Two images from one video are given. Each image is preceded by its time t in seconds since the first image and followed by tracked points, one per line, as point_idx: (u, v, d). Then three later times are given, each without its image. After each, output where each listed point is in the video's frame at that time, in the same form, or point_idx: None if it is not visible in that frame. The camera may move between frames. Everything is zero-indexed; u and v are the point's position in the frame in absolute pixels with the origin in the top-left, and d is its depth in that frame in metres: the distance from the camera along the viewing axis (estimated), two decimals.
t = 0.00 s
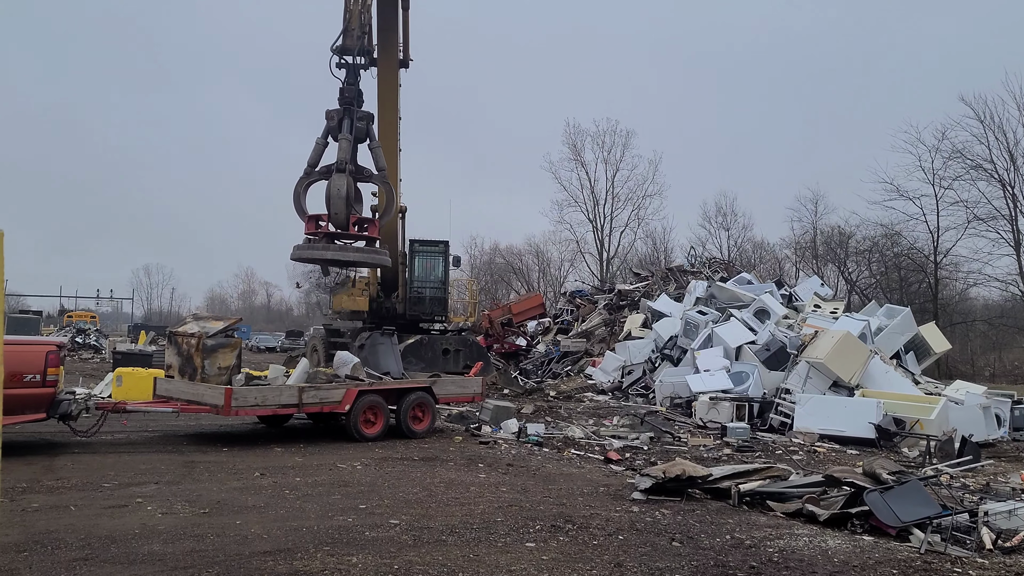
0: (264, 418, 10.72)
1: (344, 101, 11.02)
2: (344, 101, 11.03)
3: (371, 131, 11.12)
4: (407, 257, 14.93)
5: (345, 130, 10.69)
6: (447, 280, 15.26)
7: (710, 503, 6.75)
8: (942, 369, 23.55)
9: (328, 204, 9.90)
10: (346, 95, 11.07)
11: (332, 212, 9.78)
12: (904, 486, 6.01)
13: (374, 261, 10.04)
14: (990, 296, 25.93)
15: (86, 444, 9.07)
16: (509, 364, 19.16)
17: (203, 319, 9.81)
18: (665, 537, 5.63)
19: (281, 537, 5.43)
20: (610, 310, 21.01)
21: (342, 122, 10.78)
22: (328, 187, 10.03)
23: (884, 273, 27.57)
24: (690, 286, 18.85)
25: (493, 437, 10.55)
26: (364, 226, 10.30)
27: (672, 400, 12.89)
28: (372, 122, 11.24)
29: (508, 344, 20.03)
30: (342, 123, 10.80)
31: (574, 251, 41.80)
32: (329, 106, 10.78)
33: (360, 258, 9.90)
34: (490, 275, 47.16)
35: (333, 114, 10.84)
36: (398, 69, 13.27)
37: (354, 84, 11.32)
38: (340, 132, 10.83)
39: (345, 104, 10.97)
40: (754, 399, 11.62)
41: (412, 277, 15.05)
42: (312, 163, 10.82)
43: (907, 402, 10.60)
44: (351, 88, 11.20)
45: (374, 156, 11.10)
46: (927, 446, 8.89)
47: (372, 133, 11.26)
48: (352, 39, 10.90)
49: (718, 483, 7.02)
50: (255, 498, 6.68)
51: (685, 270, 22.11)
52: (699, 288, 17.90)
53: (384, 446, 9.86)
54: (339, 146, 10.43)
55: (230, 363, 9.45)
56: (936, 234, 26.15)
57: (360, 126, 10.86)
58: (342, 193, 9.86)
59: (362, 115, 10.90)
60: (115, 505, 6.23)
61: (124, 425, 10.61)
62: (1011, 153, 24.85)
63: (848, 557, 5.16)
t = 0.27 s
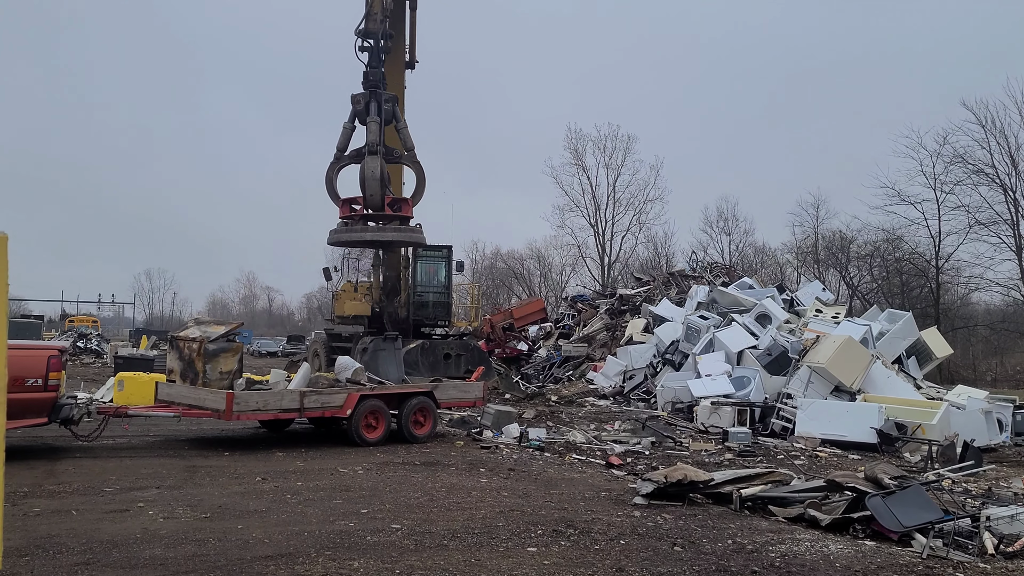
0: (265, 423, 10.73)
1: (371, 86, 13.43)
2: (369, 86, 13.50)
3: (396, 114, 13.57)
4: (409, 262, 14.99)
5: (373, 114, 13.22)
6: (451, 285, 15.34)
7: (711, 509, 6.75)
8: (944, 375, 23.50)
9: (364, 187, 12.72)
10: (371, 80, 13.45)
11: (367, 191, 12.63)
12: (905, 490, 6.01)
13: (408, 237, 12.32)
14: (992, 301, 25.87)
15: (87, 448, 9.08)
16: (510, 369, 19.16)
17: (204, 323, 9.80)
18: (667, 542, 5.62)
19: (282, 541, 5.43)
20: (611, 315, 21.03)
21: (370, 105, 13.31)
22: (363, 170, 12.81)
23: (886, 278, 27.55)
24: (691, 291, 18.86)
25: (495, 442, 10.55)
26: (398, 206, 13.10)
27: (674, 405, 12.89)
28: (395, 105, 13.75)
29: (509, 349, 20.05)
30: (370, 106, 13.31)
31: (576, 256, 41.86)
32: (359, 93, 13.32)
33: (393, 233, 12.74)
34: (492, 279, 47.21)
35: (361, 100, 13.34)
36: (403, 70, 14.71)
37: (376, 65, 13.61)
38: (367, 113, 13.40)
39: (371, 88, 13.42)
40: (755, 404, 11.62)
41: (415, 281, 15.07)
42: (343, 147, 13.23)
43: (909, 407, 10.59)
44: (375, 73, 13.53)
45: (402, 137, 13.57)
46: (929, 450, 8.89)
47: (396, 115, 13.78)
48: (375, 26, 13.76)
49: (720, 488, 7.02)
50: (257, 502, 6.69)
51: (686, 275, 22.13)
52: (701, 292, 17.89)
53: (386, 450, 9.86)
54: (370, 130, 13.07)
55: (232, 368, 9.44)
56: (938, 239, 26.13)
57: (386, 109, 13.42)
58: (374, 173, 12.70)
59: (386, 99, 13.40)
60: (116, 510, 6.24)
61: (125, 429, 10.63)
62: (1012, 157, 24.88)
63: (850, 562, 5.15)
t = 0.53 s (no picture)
0: (266, 426, 10.73)
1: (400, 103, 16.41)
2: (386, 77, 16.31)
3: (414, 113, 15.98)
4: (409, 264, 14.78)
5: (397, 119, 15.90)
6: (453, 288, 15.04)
7: (713, 512, 6.74)
8: (945, 377, 23.45)
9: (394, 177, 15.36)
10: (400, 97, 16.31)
11: (397, 178, 15.23)
12: (906, 493, 5.99)
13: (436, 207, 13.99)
14: (993, 303, 25.84)
15: (88, 452, 9.08)
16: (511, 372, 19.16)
17: (204, 327, 9.79)
18: (668, 546, 5.61)
19: (283, 545, 5.43)
20: (612, 318, 21.02)
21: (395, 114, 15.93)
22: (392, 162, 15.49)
23: (887, 280, 27.53)
24: (692, 293, 18.86)
25: (496, 445, 10.54)
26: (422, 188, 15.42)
27: (675, 408, 12.89)
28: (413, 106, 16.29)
29: (509, 352, 20.05)
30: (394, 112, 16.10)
31: (576, 258, 41.86)
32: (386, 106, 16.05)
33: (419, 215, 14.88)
34: (492, 282, 47.21)
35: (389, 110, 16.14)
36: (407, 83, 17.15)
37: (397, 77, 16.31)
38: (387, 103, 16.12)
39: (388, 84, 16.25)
40: (756, 407, 11.62)
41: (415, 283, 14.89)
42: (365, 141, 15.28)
43: (910, 409, 10.58)
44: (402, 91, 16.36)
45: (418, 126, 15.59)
46: (930, 452, 8.88)
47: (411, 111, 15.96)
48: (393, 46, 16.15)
49: (721, 491, 7.01)
50: (257, 505, 6.69)
51: (687, 277, 22.15)
52: (702, 294, 17.88)
53: (386, 454, 9.86)
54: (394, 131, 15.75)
55: (233, 372, 9.51)
56: (938, 242, 26.10)
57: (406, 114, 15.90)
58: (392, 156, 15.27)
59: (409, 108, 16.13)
60: (117, 513, 6.24)
61: (126, 433, 10.63)
62: (1012, 160, 24.89)
63: (851, 566, 5.14)
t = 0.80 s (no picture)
0: (267, 428, 10.74)
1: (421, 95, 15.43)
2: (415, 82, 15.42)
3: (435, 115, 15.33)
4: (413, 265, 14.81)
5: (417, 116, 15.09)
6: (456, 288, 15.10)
7: (714, 512, 6.74)
8: (946, 377, 23.46)
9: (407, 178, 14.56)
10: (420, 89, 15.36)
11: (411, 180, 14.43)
12: (907, 493, 5.99)
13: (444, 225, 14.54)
14: (994, 303, 25.82)
15: (89, 454, 9.09)
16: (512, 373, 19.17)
17: (205, 329, 9.82)
18: (669, 546, 5.61)
19: (284, 546, 5.43)
20: (613, 319, 21.02)
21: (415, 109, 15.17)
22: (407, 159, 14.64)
23: (887, 281, 27.53)
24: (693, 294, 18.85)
25: (497, 446, 10.54)
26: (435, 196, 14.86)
27: (676, 408, 12.89)
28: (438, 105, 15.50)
29: (510, 353, 20.04)
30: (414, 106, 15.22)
31: (577, 260, 41.88)
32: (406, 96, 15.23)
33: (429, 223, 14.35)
34: (493, 283, 47.22)
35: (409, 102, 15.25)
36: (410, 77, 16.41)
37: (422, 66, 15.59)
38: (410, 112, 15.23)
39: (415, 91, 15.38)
40: (757, 407, 11.61)
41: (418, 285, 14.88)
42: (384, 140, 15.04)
43: (911, 409, 10.58)
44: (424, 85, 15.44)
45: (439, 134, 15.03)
46: (931, 452, 8.88)
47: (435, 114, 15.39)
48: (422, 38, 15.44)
49: (723, 491, 7.01)
50: (258, 507, 6.69)
51: (687, 278, 22.16)
52: (703, 295, 17.87)
53: (387, 455, 9.86)
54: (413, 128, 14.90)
55: (234, 373, 9.42)
56: (939, 242, 26.10)
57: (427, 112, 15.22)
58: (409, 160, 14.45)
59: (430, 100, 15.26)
60: (119, 515, 6.24)
61: (127, 435, 10.64)
62: (1012, 160, 24.87)
63: (853, 566, 5.14)
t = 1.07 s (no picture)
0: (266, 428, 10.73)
1: (438, 73, 14.10)
2: (437, 72, 14.01)
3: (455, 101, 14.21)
4: (415, 263, 14.92)
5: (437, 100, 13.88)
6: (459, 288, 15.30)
7: (714, 511, 6.74)
8: (945, 374, 23.48)
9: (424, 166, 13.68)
10: (439, 69, 14.07)
11: (426, 171, 13.60)
12: (907, 490, 5.99)
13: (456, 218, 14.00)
14: (993, 301, 25.81)
15: (89, 454, 9.08)
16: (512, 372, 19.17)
17: (205, 329, 9.82)
18: (669, 544, 5.61)
19: (284, 545, 5.43)
20: (612, 318, 21.00)
21: (435, 92, 13.91)
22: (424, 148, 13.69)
23: (887, 279, 27.52)
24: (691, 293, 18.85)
25: (497, 445, 10.54)
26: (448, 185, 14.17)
27: (676, 407, 12.88)
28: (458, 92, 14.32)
29: (510, 352, 20.07)
30: (434, 92, 14.01)
31: (576, 259, 41.86)
32: (425, 78, 13.86)
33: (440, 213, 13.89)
34: (492, 283, 47.18)
35: (426, 84, 14.00)
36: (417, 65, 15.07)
37: (443, 54, 14.22)
38: (431, 99, 13.98)
39: (435, 77, 13.95)
40: (757, 405, 11.61)
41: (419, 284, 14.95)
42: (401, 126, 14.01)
43: (911, 407, 10.59)
44: (443, 63, 14.10)
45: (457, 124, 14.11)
46: (931, 450, 8.90)
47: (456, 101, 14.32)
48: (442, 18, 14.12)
49: (722, 490, 7.01)
50: (258, 506, 6.69)
51: (687, 277, 22.15)
52: (702, 293, 17.85)
53: (387, 454, 9.85)
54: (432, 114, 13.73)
55: (233, 373, 9.43)
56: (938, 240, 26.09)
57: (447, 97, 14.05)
58: (432, 152, 13.56)
59: (450, 87, 13.99)
60: (118, 515, 6.24)
61: (127, 435, 10.63)
62: (1012, 157, 24.85)
63: (852, 563, 5.14)
